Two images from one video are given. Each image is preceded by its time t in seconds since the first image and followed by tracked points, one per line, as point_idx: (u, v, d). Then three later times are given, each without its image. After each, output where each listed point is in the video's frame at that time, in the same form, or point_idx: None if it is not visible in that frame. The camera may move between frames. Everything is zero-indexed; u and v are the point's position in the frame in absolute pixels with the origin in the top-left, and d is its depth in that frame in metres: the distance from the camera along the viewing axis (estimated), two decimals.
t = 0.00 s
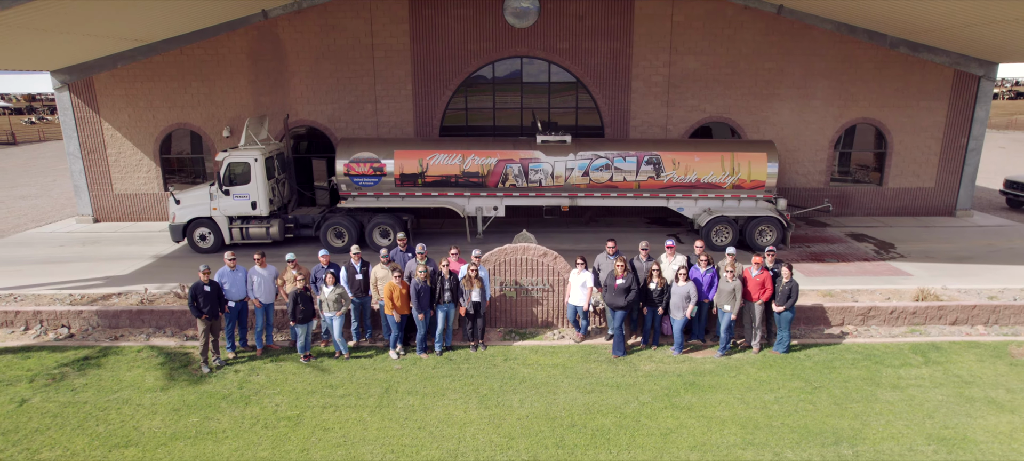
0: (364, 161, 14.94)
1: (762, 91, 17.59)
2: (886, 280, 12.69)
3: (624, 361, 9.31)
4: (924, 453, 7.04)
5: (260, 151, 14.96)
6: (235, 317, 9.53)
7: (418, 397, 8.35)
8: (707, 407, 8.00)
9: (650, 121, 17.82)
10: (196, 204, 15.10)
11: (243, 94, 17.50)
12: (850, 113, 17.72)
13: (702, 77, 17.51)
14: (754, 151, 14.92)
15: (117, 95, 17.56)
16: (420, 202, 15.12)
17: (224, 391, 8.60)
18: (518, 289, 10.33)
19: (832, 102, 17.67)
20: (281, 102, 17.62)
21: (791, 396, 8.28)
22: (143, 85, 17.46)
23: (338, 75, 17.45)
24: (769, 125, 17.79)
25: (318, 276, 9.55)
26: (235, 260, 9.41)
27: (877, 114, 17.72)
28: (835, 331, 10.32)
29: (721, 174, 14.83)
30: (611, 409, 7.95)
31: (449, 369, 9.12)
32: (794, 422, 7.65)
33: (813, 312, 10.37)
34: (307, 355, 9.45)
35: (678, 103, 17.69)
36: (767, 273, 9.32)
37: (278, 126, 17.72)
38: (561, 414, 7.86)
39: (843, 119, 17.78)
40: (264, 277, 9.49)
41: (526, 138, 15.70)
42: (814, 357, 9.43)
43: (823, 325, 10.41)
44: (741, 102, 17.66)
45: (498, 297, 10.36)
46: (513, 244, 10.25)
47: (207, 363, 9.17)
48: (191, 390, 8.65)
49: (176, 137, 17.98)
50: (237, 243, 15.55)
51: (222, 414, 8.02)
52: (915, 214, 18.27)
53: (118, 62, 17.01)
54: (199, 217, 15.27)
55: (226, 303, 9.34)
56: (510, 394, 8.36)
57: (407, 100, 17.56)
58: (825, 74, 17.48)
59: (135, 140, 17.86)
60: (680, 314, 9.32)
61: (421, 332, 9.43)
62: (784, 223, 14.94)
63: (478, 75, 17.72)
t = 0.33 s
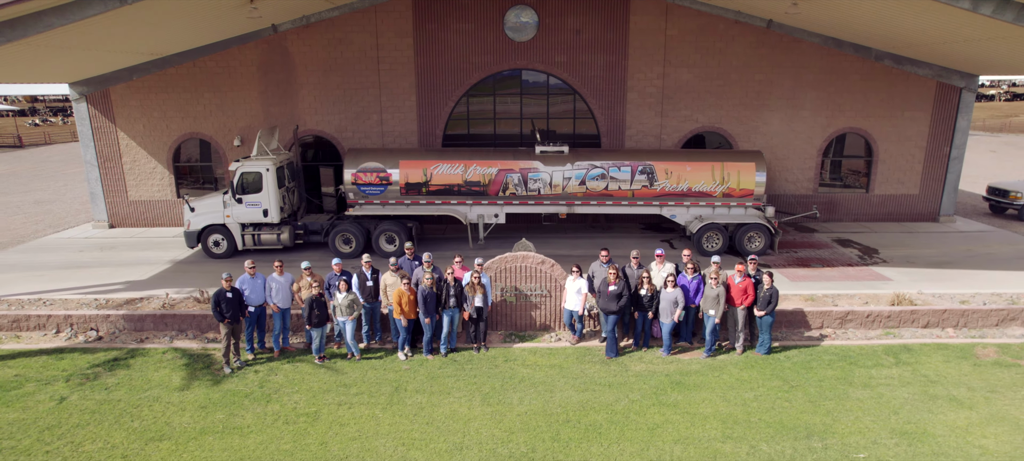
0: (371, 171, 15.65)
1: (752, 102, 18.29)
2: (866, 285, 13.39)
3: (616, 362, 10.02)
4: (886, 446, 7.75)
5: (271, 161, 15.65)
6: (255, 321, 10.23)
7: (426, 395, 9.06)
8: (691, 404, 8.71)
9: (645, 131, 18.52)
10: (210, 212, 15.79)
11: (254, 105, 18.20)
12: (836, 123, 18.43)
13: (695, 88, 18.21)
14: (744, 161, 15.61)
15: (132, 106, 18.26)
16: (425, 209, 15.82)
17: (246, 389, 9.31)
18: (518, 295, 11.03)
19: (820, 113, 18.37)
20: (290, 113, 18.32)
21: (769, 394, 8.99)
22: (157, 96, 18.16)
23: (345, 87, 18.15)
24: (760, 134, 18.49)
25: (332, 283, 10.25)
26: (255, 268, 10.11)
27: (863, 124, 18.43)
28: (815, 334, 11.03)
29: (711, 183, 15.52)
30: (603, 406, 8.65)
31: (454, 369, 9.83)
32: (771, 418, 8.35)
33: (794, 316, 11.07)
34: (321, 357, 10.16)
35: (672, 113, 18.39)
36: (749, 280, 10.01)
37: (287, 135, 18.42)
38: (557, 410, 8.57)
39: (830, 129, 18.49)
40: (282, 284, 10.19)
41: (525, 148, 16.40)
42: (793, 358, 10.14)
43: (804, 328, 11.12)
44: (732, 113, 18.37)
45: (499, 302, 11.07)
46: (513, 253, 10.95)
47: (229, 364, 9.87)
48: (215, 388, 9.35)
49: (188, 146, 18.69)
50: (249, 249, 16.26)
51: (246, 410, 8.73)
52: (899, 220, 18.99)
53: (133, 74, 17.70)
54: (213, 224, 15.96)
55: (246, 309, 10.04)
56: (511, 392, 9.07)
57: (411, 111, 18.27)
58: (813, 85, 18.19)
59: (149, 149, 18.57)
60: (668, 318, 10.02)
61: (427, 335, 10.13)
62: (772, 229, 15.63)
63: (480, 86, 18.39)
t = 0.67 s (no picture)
0: (377, 181, 16.40)
1: (742, 113, 19.04)
2: (846, 290, 14.16)
3: (608, 363, 10.79)
4: (851, 440, 8.50)
5: (281, 171, 16.40)
6: (272, 325, 11.00)
7: (431, 394, 9.82)
8: (675, 402, 9.47)
9: (639, 141, 19.29)
10: (224, 220, 16.55)
11: (263, 116, 18.95)
12: (823, 133, 19.19)
13: (687, 100, 18.96)
14: (732, 171, 16.35)
15: (146, 117, 19.03)
16: (428, 217, 16.58)
17: (266, 389, 10.07)
18: (517, 300, 11.80)
19: (807, 123, 19.13)
20: (299, 124, 19.08)
21: (748, 393, 9.75)
22: (171, 107, 18.92)
23: (351, 99, 18.90)
24: (749, 144, 19.25)
25: (343, 290, 10.99)
26: (272, 276, 10.87)
27: (848, 134, 19.21)
28: (794, 337, 11.80)
29: (701, 192, 16.27)
30: (594, 404, 9.41)
31: (457, 370, 10.60)
32: (748, 415, 9.11)
33: (775, 320, 11.85)
34: (334, 359, 10.93)
35: (665, 124, 19.15)
36: (732, 287, 10.75)
37: (296, 145, 19.19)
38: (552, 408, 9.33)
39: (817, 139, 19.25)
40: (297, 291, 10.95)
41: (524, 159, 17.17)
42: (772, 359, 10.91)
43: (784, 331, 11.88)
44: (723, 124, 19.13)
45: (499, 307, 11.84)
46: (512, 261, 11.70)
47: (248, 366, 10.63)
48: (237, 388, 10.12)
49: (201, 155, 19.46)
50: (260, 255, 17.03)
51: (266, 408, 9.48)
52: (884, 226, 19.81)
53: (148, 87, 18.47)
54: (226, 231, 16.72)
55: (264, 314, 10.80)
56: (510, 391, 9.83)
57: (414, 122, 19.05)
58: (800, 97, 18.94)
59: (163, 158, 19.34)
60: (656, 323, 10.78)
61: (432, 338, 10.90)
62: (759, 236, 16.38)
63: (480, 98, 19.13)
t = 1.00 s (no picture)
0: (382, 193, 17.21)
1: (732, 126, 19.84)
2: (826, 298, 14.96)
3: (600, 368, 11.60)
4: (821, 439, 9.29)
5: (291, 184, 17.19)
6: (287, 332, 11.80)
7: (436, 397, 10.62)
8: (661, 405, 10.27)
9: (634, 153, 20.10)
10: (236, 230, 17.35)
11: (272, 129, 19.75)
12: (809, 145, 20.00)
13: (679, 114, 19.77)
14: (721, 183, 17.14)
15: (160, 130, 19.83)
16: (431, 227, 17.38)
17: (283, 392, 10.87)
18: (515, 309, 12.61)
19: (795, 136, 19.92)
20: (306, 136, 19.88)
21: (729, 396, 10.55)
22: (184, 121, 19.72)
23: (357, 113, 19.71)
24: (739, 156, 20.06)
25: (354, 299, 11.79)
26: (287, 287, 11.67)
27: (834, 147, 20.02)
28: (775, 343, 12.61)
29: (691, 204, 17.06)
30: (586, 406, 10.22)
31: (460, 375, 11.40)
32: (727, 417, 9.91)
33: (757, 327, 12.67)
34: (345, 364, 11.74)
35: (658, 137, 19.96)
36: (715, 297, 11.55)
37: (304, 157, 20.00)
38: (548, 410, 10.14)
39: (804, 151, 20.05)
40: (310, 301, 11.74)
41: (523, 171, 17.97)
42: (753, 364, 11.73)
43: (766, 338, 12.69)
44: (713, 137, 19.93)
45: (499, 315, 12.64)
46: (511, 272, 12.51)
47: (265, 371, 11.43)
48: (256, 391, 10.93)
49: (212, 166, 20.26)
50: (271, 263, 17.84)
51: (284, 410, 10.29)
52: (869, 234, 20.62)
53: (162, 101, 19.27)
54: (238, 240, 17.52)
55: (280, 322, 11.60)
56: (508, 394, 10.64)
57: (417, 134, 19.86)
58: (788, 111, 19.73)
59: (176, 169, 20.14)
60: (645, 330, 11.58)
61: (437, 344, 11.71)
62: (746, 245, 17.18)
63: (481, 112, 19.93)
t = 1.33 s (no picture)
0: (387, 204, 18.02)
1: (723, 139, 20.65)
2: (809, 305, 15.78)
3: (592, 373, 12.41)
4: (793, 439, 10.09)
5: (300, 195, 18.00)
6: (300, 339, 12.61)
7: (440, 400, 11.44)
8: (648, 407, 11.08)
9: (628, 164, 20.92)
10: (247, 239, 18.15)
11: (281, 141, 20.57)
12: (797, 157, 20.80)
13: (671, 127, 20.58)
14: (711, 195, 17.94)
15: (173, 142, 20.64)
16: (433, 236, 18.18)
17: (297, 395, 11.69)
18: (513, 317, 13.43)
19: (783, 148, 20.73)
20: (314, 148, 20.69)
21: (711, 398, 11.38)
22: (196, 133, 20.53)
23: (362, 126, 20.52)
24: (729, 167, 20.87)
25: (362, 308, 12.59)
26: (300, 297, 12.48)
27: (820, 158, 20.84)
28: (757, 349, 13.42)
29: (682, 214, 17.87)
30: (579, 409, 11.02)
31: (462, 379, 12.21)
32: (709, 418, 10.72)
33: (740, 334, 13.48)
34: (355, 369, 12.54)
35: (651, 149, 20.77)
36: (699, 306, 12.33)
37: (311, 168, 20.82)
38: (543, 411, 10.96)
39: (791, 162, 20.86)
40: (321, 310, 12.54)
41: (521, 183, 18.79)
42: (735, 368, 12.54)
43: (749, 343, 13.50)
44: (704, 149, 20.75)
45: (498, 323, 13.46)
46: (510, 282, 13.33)
47: (280, 375, 12.24)
48: (273, 394, 11.75)
49: (222, 177, 21.07)
50: (280, 271, 18.65)
51: (300, 412, 11.11)
52: (854, 242, 21.45)
53: (175, 115, 20.08)
54: (249, 249, 18.32)
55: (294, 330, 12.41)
56: (507, 397, 11.46)
57: (420, 146, 20.69)
58: (776, 124, 20.52)
59: (188, 179, 20.94)
60: (634, 337, 12.38)
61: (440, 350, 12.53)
62: (734, 254, 17.98)
63: (481, 125, 20.74)
